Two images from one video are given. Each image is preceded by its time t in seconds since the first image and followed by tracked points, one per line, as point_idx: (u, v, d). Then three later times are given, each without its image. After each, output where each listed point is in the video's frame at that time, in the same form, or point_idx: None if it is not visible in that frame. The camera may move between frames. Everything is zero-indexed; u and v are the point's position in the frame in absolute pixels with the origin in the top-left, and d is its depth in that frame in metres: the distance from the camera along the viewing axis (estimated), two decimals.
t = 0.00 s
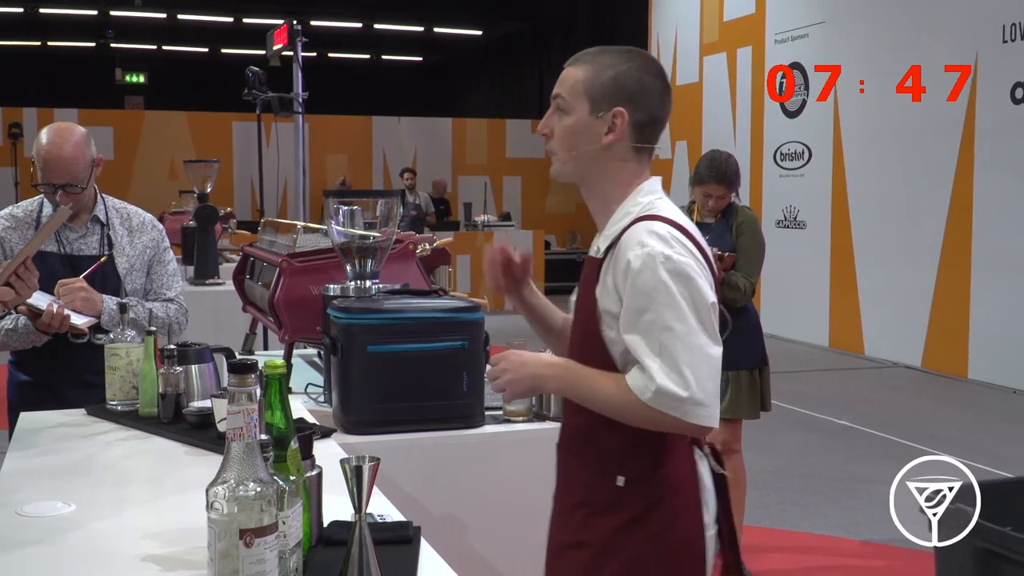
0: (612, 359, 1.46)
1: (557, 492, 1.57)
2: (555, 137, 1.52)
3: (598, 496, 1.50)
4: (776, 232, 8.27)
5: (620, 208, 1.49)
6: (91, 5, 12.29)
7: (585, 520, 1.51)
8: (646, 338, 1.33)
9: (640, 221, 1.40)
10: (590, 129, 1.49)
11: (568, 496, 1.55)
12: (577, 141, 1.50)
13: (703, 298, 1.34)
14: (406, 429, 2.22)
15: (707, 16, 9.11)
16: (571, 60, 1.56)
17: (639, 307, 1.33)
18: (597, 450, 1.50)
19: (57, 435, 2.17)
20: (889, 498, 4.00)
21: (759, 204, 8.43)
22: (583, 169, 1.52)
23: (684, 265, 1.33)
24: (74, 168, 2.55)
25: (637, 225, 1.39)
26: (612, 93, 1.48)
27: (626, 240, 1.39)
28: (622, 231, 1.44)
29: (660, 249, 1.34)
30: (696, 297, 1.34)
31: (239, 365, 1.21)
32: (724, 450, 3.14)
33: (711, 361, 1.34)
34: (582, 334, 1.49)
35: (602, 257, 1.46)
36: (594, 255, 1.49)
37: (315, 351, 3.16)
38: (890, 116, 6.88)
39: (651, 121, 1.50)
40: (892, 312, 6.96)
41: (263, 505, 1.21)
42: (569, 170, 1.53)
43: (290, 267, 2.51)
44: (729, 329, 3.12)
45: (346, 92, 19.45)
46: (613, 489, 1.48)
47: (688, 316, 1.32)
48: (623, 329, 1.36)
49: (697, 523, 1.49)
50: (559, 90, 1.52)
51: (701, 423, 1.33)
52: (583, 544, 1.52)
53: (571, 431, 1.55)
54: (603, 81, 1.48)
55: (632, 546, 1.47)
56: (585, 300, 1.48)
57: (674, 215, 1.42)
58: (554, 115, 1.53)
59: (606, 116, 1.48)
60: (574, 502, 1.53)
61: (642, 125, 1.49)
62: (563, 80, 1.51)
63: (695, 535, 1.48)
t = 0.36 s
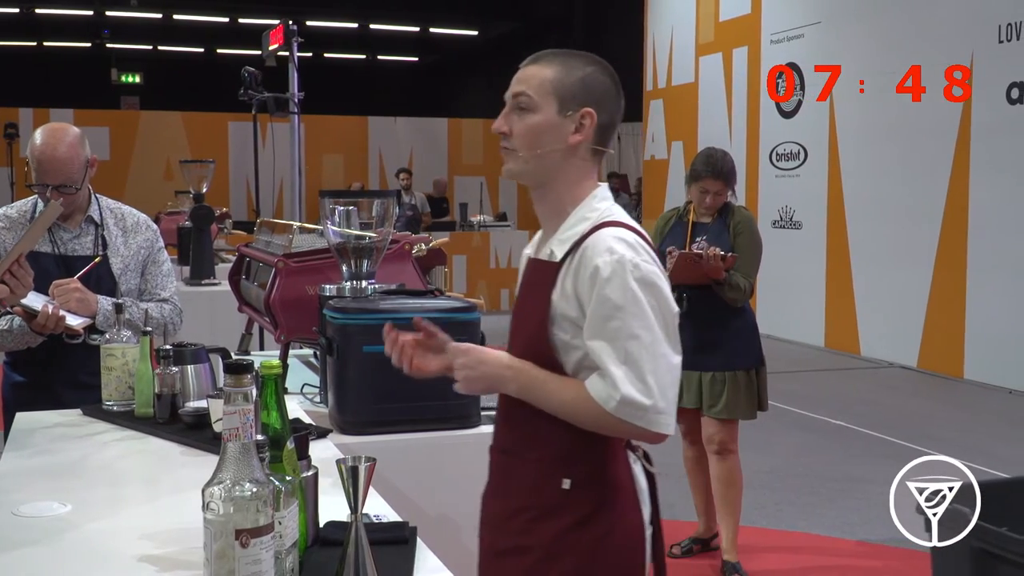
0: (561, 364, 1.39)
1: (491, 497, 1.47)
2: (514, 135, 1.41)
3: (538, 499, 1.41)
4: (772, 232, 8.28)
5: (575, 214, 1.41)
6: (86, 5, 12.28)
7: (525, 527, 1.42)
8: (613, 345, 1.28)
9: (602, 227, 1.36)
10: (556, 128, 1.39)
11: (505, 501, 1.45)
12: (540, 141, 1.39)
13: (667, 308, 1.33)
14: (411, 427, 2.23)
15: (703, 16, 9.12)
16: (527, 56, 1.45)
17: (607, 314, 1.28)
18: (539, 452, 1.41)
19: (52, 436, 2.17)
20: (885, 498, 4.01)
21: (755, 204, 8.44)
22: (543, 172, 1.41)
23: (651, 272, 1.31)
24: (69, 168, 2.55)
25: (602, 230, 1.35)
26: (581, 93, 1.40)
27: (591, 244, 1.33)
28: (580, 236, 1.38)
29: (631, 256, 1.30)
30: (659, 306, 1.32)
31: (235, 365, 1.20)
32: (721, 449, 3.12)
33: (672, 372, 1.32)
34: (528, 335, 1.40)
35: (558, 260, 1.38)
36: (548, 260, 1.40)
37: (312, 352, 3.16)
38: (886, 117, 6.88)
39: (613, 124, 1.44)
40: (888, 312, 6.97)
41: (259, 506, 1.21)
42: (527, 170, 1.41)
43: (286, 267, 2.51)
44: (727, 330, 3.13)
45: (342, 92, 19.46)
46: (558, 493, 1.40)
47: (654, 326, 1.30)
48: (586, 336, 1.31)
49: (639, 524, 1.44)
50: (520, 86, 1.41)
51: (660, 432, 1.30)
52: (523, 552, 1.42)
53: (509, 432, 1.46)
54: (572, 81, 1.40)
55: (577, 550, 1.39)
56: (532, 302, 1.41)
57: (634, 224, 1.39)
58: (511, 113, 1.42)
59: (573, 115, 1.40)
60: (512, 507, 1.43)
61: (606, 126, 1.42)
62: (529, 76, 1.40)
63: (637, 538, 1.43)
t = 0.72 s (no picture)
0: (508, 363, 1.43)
1: (444, 495, 1.55)
2: (462, 133, 1.43)
3: (488, 499, 1.48)
4: (773, 232, 8.28)
5: (521, 210, 1.44)
6: (87, 5, 12.30)
7: (475, 525, 1.49)
8: (559, 337, 1.31)
9: (546, 222, 1.38)
10: (503, 125, 1.42)
11: (458, 500, 1.52)
12: (486, 138, 1.42)
13: (613, 301, 1.37)
14: (410, 428, 2.23)
15: (704, 15, 9.11)
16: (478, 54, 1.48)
17: (553, 310, 1.31)
18: (487, 454, 1.48)
19: (54, 436, 2.17)
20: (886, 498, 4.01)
21: (756, 204, 8.43)
22: (489, 168, 1.45)
23: (595, 266, 1.34)
24: (69, 167, 2.55)
25: (547, 224, 1.38)
26: (525, 90, 1.42)
27: (534, 241, 1.36)
28: (523, 231, 1.40)
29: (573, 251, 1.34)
30: (604, 300, 1.36)
31: (236, 365, 1.20)
32: (722, 450, 3.13)
33: (617, 364, 1.37)
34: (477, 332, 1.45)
35: (503, 257, 1.41)
36: (494, 257, 1.43)
37: (313, 351, 3.17)
38: (887, 116, 6.88)
39: (560, 119, 1.47)
40: (889, 312, 6.97)
41: (260, 506, 1.21)
42: (475, 166, 1.45)
43: (286, 267, 2.52)
44: (732, 330, 3.13)
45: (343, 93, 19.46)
46: (505, 494, 1.47)
47: (601, 320, 1.33)
48: (531, 332, 1.33)
49: (587, 522, 1.51)
50: (469, 84, 1.44)
51: (608, 424, 1.34)
52: (473, 549, 1.50)
53: (459, 433, 1.52)
54: (517, 77, 1.42)
55: (525, 548, 1.46)
56: (480, 299, 1.44)
57: (578, 219, 1.42)
58: (459, 110, 1.45)
59: (519, 112, 1.42)
60: (463, 506, 1.51)
61: (552, 122, 1.45)
62: (475, 73, 1.43)
63: (585, 534, 1.50)
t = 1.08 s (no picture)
0: (494, 372, 1.44)
1: (436, 502, 1.57)
2: (430, 143, 1.49)
3: (479, 504, 1.50)
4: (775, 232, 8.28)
5: (501, 216, 1.47)
6: (90, 6, 12.32)
7: (467, 530, 1.52)
8: (527, 349, 1.31)
9: (522, 228, 1.40)
10: (465, 135, 1.46)
11: (448, 507, 1.54)
12: (450, 147, 1.47)
13: (587, 311, 1.35)
14: (411, 428, 2.23)
15: (707, 15, 9.11)
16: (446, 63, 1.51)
17: (521, 320, 1.31)
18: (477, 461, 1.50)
19: (56, 435, 2.17)
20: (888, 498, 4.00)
21: (758, 204, 8.43)
22: (457, 175, 1.49)
23: (567, 276, 1.34)
24: (72, 167, 2.55)
25: (523, 230, 1.39)
26: (485, 97, 1.45)
27: (510, 247, 1.37)
28: (502, 236, 1.42)
29: (544, 259, 1.34)
30: (579, 310, 1.35)
31: (239, 365, 1.20)
32: (725, 450, 3.13)
33: (590, 374, 1.35)
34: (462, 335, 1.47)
35: (482, 264, 1.43)
36: (473, 262, 1.46)
37: (315, 352, 3.17)
38: (889, 115, 6.88)
39: (527, 123, 1.48)
40: (891, 312, 6.97)
41: (262, 506, 1.21)
42: (445, 175, 1.50)
43: (290, 267, 2.51)
44: (736, 330, 3.12)
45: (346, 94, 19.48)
46: (495, 501, 1.49)
47: (571, 330, 1.32)
48: (503, 341, 1.34)
49: (579, 531, 1.52)
50: (434, 94, 1.48)
51: (578, 437, 1.33)
52: (465, 554, 1.52)
53: (449, 441, 1.54)
54: (476, 85, 1.45)
55: (516, 553, 1.48)
56: (463, 304, 1.46)
57: (556, 225, 1.42)
58: (428, 120, 1.50)
59: (479, 120, 1.45)
60: (454, 513, 1.53)
61: (515, 128, 1.46)
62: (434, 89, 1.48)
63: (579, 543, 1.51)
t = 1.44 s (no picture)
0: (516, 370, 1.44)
1: (455, 501, 1.55)
2: (458, 140, 1.45)
3: (502, 502, 1.48)
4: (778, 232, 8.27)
5: (521, 216, 1.46)
6: (93, 6, 12.32)
7: (491, 528, 1.49)
8: (557, 345, 1.31)
9: (546, 226, 1.40)
10: (501, 132, 1.44)
11: (469, 505, 1.52)
12: (486, 144, 1.44)
13: (613, 308, 1.36)
14: (415, 429, 2.23)
15: (710, 15, 9.10)
16: (471, 62, 1.48)
17: (551, 315, 1.31)
18: (497, 459, 1.48)
19: (58, 435, 2.17)
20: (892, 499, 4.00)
21: (761, 204, 8.42)
22: (490, 173, 1.46)
23: (595, 273, 1.34)
24: (77, 166, 2.55)
25: (549, 229, 1.39)
26: (523, 96, 1.44)
27: (536, 245, 1.37)
28: (525, 235, 1.42)
29: (571, 257, 1.34)
30: (606, 307, 1.35)
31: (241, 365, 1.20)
32: (729, 451, 3.12)
33: (619, 370, 1.35)
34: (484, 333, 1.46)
35: (505, 263, 1.43)
36: (496, 262, 1.45)
37: (318, 351, 3.17)
38: (892, 116, 6.87)
39: (556, 123, 1.49)
40: (894, 312, 6.96)
41: (265, 506, 1.21)
42: (475, 173, 1.47)
43: (292, 267, 2.51)
44: (741, 327, 3.13)
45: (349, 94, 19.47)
46: (518, 497, 1.47)
47: (599, 325, 1.33)
48: (531, 337, 1.34)
49: (599, 525, 1.51)
50: (466, 91, 1.45)
51: (609, 432, 1.33)
52: (490, 551, 1.50)
53: (468, 440, 1.52)
54: (515, 83, 1.44)
55: (541, 550, 1.47)
56: (485, 303, 1.46)
57: (580, 225, 1.43)
58: (456, 117, 1.46)
59: (518, 119, 1.44)
60: (475, 511, 1.51)
61: (550, 127, 1.47)
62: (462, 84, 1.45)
63: (599, 538, 1.50)
